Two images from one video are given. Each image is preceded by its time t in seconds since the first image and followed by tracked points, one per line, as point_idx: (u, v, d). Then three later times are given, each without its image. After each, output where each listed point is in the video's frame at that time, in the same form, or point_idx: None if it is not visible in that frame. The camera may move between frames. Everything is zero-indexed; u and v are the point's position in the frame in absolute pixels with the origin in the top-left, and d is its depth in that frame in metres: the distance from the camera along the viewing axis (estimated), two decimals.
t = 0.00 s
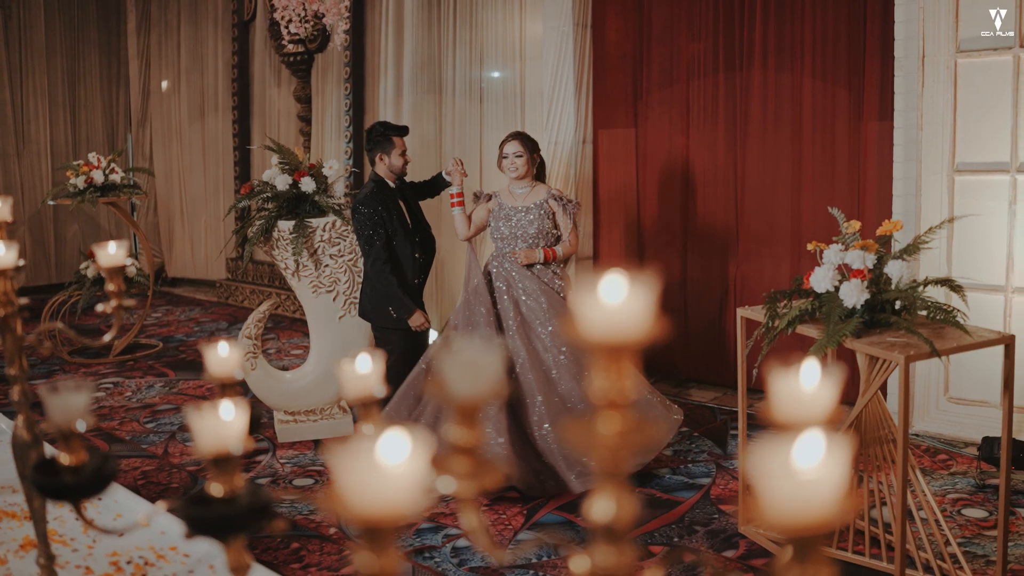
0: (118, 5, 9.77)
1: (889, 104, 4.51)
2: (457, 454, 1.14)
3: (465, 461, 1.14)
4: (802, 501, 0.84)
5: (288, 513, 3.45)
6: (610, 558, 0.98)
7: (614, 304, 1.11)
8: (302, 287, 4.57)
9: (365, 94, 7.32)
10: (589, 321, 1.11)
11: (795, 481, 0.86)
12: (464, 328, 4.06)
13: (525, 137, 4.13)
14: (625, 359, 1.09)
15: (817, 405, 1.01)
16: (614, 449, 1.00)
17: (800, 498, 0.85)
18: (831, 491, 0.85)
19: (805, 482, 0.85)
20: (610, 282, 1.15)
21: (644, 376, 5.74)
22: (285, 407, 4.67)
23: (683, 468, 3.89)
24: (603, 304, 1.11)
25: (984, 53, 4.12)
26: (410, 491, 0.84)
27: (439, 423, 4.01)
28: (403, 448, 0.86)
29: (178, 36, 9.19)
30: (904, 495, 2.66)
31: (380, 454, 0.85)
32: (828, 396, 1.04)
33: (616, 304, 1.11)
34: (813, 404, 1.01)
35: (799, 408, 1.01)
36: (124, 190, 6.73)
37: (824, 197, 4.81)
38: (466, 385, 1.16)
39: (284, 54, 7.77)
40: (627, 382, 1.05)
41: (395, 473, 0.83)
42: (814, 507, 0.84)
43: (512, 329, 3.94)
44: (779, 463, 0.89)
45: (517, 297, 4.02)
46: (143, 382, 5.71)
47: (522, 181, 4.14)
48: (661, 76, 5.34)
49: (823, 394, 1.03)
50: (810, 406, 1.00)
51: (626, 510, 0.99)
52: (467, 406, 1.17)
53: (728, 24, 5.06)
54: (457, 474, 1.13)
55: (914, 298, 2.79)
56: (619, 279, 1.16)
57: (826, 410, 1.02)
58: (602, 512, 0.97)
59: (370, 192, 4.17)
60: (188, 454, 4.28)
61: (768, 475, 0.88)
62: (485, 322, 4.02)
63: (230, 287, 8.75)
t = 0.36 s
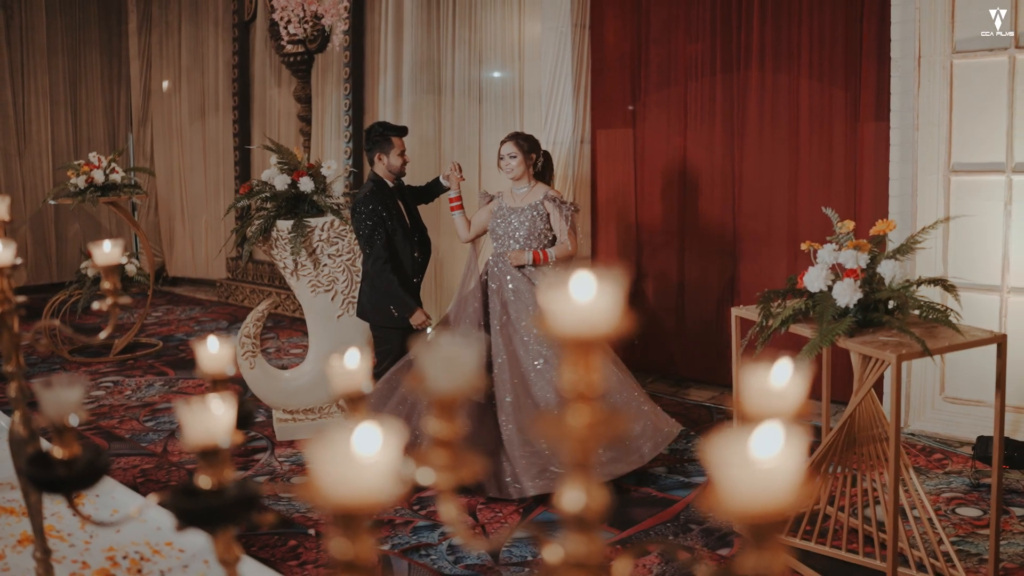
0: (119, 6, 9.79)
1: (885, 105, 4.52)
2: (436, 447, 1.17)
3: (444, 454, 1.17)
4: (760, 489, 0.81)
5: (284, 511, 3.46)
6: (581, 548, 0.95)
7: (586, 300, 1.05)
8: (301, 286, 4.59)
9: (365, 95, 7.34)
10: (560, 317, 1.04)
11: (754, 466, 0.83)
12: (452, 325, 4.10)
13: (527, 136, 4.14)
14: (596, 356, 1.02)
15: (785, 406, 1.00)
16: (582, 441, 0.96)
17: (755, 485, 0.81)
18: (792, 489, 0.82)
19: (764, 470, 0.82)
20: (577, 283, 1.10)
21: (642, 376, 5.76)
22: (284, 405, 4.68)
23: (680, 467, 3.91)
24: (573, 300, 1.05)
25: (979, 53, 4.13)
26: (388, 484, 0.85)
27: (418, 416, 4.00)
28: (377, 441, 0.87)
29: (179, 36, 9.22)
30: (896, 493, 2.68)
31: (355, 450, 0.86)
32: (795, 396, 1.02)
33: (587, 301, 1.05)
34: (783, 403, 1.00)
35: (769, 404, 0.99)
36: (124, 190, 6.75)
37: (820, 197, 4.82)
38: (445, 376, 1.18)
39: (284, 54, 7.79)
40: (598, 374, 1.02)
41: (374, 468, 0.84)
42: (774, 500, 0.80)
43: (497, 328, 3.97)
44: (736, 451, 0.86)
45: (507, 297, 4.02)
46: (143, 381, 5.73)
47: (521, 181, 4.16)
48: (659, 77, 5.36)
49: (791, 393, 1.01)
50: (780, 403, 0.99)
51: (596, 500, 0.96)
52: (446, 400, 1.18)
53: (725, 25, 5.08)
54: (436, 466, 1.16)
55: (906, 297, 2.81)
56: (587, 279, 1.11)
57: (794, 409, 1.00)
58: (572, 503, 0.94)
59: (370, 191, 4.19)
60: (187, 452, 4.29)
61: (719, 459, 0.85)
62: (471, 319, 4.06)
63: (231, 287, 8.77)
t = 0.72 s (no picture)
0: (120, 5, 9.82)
1: (882, 105, 4.54)
2: (417, 440, 1.18)
3: (425, 448, 1.18)
4: (726, 470, 0.77)
5: (283, 510, 3.48)
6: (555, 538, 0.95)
7: (558, 298, 1.05)
8: (300, 286, 4.62)
9: (365, 95, 7.36)
10: (531, 313, 1.05)
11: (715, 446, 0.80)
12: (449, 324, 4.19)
13: (530, 136, 4.13)
14: (568, 351, 1.04)
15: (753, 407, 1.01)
16: (554, 433, 0.98)
17: (719, 466, 0.78)
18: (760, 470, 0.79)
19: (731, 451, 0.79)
20: (555, 276, 1.11)
21: (640, 375, 5.79)
22: (284, 404, 4.70)
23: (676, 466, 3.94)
24: (545, 297, 1.05)
25: (975, 54, 4.14)
26: (368, 475, 0.87)
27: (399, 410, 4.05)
28: (353, 434, 0.90)
29: (180, 36, 9.24)
30: (889, 491, 2.69)
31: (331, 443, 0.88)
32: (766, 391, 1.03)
33: (558, 298, 1.05)
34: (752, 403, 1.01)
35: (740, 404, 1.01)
36: (125, 189, 6.77)
37: (817, 197, 4.84)
38: (422, 371, 1.20)
39: (284, 54, 7.81)
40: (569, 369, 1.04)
41: (353, 460, 0.85)
42: (739, 481, 0.77)
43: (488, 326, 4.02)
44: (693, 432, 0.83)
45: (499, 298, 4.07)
46: (144, 380, 5.76)
47: (522, 180, 4.17)
48: (657, 78, 5.38)
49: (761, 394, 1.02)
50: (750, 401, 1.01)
51: (569, 489, 0.97)
52: (426, 394, 1.20)
53: (723, 27, 5.10)
54: (416, 459, 1.17)
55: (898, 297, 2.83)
56: (562, 276, 1.11)
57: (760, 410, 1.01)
58: (544, 494, 0.95)
59: (370, 191, 4.22)
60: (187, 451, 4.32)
61: (675, 437, 0.82)
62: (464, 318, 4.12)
63: (231, 287, 8.79)
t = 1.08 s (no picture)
0: (123, 6, 9.85)
1: (881, 105, 4.55)
2: (401, 435, 1.22)
3: (408, 442, 1.22)
4: (682, 463, 0.80)
5: (283, 508, 3.51)
6: (532, 529, 0.97)
7: (533, 296, 1.08)
8: (301, 285, 4.64)
9: (367, 95, 7.38)
10: (507, 308, 1.07)
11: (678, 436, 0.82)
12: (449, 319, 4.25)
13: (531, 135, 4.14)
14: (544, 348, 1.07)
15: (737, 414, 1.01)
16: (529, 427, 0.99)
17: (681, 456, 0.80)
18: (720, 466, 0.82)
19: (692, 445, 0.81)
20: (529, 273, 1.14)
21: (640, 374, 5.80)
22: (286, 404, 4.71)
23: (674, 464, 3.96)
24: (522, 294, 1.08)
25: (974, 53, 4.15)
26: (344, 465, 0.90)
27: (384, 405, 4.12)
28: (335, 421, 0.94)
29: (183, 36, 9.27)
30: (883, 489, 2.71)
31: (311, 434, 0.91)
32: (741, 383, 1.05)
33: (532, 296, 1.08)
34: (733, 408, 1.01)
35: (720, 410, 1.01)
36: (127, 189, 6.79)
37: (816, 196, 4.85)
38: (407, 368, 1.22)
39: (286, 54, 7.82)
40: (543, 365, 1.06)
41: (331, 451, 0.89)
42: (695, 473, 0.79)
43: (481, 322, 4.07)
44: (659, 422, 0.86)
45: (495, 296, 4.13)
46: (146, 379, 5.79)
47: (522, 180, 4.19)
48: (657, 77, 5.39)
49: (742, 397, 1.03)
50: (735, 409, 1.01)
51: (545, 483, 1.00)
52: (410, 391, 1.22)
53: (722, 27, 5.11)
54: (400, 454, 1.20)
55: (894, 296, 2.83)
56: (537, 276, 1.13)
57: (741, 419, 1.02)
58: (520, 487, 0.98)
59: (371, 191, 4.24)
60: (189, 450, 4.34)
61: (644, 429, 0.84)
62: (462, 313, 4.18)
63: (234, 286, 8.82)
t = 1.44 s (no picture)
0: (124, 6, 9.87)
1: (878, 105, 4.56)
2: (383, 431, 1.24)
3: (390, 437, 1.23)
4: (647, 456, 0.87)
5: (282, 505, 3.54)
6: (508, 521, 1.01)
7: (508, 294, 1.12)
8: (301, 285, 4.67)
9: (367, 95, 7.40)
10: (485, 307, 1.11)
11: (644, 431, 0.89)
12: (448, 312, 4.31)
13: (528, 136, 4.14)
14: (518, 344, 1.10)
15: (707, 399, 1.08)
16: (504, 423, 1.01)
17: (647, 451, 0.87)
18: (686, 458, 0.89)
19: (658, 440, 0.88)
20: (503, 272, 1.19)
21: (639, 374, 5.81)
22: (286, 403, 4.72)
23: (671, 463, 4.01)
24: (498, 293, 1.12)
25: (971, 54, 4.17)
26: (320, 456, 0.99)
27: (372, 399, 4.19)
28: (316, 415, 1.03)
29: (184, 36, 9.29)
30: (876, 488, 2.73)
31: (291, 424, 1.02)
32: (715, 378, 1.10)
33: (506, 294, 1.13)
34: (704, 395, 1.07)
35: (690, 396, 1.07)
36: (128, 189, 6.81)
37: (814, 196, 4.86)
38: (390, 364, 1.25)
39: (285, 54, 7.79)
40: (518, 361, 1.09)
41: (309, 441, 0.99)
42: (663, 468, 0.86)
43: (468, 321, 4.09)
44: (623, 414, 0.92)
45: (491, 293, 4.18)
46: (147, 378, 5.82)
47: (518, 181, 4.20)
48: (656, 78, 5.41)
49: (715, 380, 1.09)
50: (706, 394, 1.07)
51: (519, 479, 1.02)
52: (392, 387, 1.26)
53: (720, 27, 5.12)
54: (383, 447, 1.23)
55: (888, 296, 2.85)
56: (513, 276, 1.17)
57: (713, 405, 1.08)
58: (497, 480, 1.01)
59: (372, 190, 4.26)
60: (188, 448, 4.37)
61: (615, 424, 0.90)
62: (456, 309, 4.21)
63: (234, 286, 8.84)
